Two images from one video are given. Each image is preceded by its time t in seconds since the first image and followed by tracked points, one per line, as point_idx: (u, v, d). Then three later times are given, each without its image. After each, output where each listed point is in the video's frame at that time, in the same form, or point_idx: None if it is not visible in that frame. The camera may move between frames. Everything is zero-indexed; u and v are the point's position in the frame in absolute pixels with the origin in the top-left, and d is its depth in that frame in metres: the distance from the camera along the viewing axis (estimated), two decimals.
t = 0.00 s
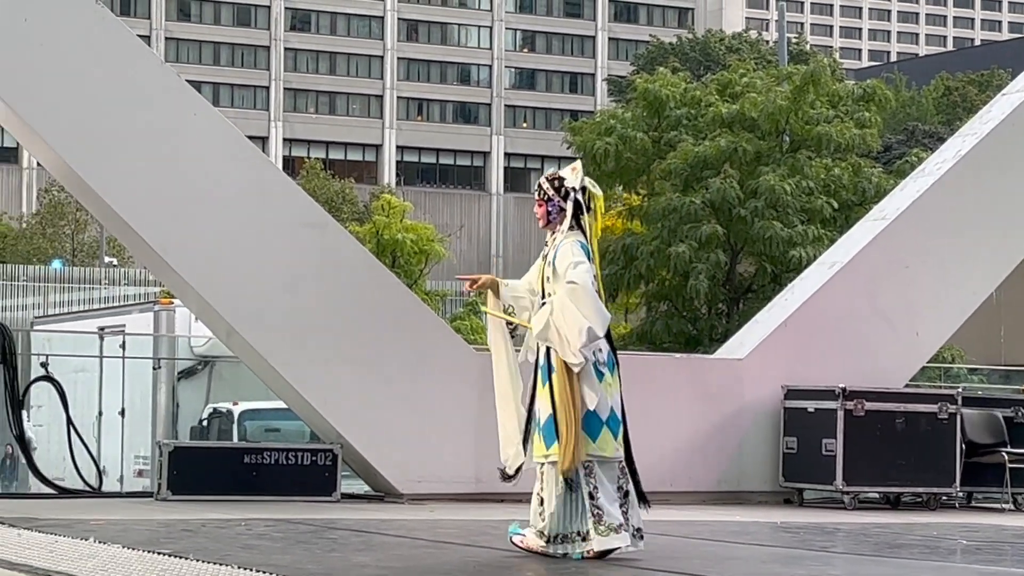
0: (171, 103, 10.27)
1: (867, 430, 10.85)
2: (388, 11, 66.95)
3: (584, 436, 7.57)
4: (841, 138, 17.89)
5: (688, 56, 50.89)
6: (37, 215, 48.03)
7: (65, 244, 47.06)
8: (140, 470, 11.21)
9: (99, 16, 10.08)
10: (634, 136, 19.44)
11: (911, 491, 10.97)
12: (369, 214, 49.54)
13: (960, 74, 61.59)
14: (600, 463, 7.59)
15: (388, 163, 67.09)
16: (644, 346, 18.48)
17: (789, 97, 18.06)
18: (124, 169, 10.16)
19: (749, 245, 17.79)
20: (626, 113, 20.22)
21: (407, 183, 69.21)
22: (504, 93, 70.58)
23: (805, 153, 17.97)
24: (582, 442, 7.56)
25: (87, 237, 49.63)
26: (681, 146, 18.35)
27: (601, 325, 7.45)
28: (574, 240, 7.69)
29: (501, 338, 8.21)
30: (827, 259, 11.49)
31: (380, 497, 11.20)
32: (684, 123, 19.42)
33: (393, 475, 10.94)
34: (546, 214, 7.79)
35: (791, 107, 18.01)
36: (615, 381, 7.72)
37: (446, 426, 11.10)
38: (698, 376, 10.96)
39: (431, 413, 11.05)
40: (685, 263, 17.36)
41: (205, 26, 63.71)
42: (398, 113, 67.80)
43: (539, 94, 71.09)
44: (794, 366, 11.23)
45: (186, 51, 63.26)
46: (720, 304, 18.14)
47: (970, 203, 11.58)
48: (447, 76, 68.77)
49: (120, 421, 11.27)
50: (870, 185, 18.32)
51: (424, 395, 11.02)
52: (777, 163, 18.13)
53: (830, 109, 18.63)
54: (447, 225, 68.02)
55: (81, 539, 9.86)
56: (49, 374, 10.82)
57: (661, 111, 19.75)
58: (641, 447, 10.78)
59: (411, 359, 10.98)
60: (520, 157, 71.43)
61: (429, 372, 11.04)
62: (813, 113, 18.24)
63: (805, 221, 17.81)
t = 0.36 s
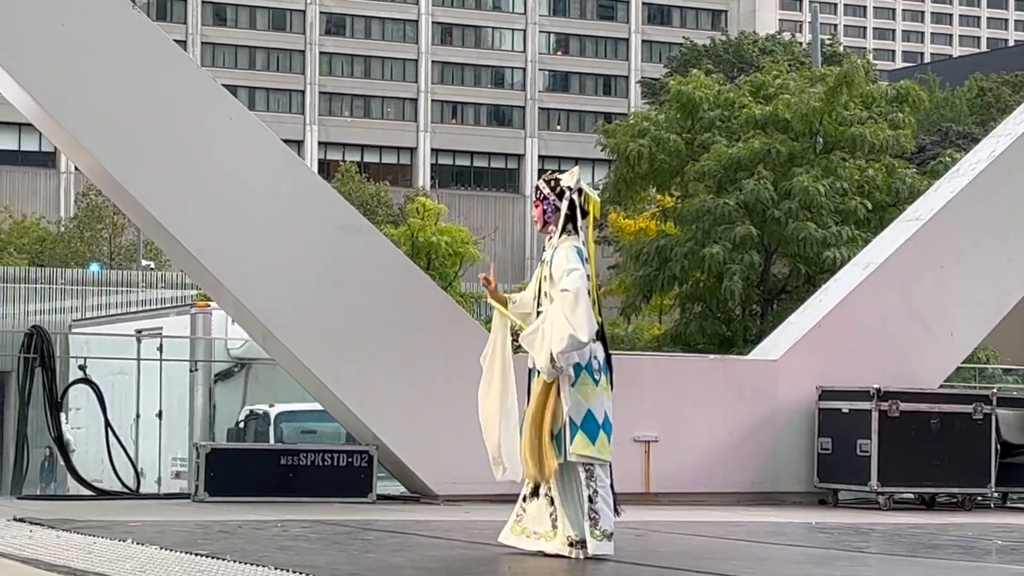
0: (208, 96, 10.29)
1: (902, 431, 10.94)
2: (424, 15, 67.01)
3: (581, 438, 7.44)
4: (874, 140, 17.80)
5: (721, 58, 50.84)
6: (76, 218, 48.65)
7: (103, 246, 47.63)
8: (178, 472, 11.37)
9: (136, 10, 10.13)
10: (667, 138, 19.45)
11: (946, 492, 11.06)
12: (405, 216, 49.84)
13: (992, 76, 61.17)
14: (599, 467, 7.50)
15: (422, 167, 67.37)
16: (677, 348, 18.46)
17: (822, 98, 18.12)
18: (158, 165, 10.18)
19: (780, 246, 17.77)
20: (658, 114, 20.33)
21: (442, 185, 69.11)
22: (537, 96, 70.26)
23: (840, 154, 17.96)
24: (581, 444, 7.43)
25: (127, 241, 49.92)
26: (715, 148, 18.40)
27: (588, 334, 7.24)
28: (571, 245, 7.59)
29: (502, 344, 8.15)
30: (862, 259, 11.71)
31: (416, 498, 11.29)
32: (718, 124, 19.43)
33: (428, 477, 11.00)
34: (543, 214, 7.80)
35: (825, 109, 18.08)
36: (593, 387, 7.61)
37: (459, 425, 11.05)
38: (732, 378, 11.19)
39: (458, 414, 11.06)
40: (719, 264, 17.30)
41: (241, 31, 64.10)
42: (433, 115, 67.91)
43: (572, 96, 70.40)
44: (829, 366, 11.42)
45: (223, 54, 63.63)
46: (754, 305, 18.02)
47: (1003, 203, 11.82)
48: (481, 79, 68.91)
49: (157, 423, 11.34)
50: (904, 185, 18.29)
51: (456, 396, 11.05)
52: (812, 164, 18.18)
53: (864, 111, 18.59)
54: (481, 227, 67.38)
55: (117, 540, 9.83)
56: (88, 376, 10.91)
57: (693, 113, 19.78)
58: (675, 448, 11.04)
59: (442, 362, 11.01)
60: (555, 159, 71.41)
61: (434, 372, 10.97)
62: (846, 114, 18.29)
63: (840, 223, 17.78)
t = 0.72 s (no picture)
0: (242, 97, 10.45)
1: (927, 428, 11.17)
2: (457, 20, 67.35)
3: (585, 442, 7.86)
4: (899, 142, 17.91)
5: (750, 62, 51.05)
6: (117, 222, 49.50)
7: (145, 250, 48.57)
8: (218, 470, 11.50)
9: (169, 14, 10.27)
10: (697, 140, 19.61)
11: (971, 487, 11.28)
12: (439, 219, 50.22)
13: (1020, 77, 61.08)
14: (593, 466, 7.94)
15: (456, 172, 68.04)
16: (708, 347, 18.67)
17: (848, 101, 18.26)
18: (193, 166, 10.35)
19: (810, 247, 17.95)
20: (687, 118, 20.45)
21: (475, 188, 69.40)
22: (569, 99, 70.47)
23: (866, 155, 18.12)
24: (585, 447, 7.87)
25: (166, 243, 50.65)
26: (744, 150, 18.58)
27: (586, 345, 7.70)
28: (572, 252, 7.94)
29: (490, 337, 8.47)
30: (888, 259, 11.96)
31: (451, 494, 11.52)
32: (746, 127, 19.56)
33: (462, 472, 11.25)
34: (541, 216, 8.12)
35: (852, 112, 18.22)
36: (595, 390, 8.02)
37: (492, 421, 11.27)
38: (761, 377, 11.41)
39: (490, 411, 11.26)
40: (749, 265, 17.51)
41: (281, 37, 64.74)
42: (467, 121, 68.57)
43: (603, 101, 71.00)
44: (857, 364, 11.66)
45: (261, 62, 64.46)
46: (782, 304, 18.24)
47: None
48: (513, 83, 69.03)
49: (198, 423, 11.58)
50: (930, 187, 18.37)
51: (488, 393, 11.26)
52: (839, 166, 18.34)
53: (890, 113, 18.72)
54: (514, 228, 67.08)
55: (161, 535, 10.00)
56: (130, 376, 11.20)
57: (722, 117, 19.98)
58: (705, 445, 11.29)
59: (473, 368, 11.19)
60: (588, 162, 71.04)
61: (446, 373, 11.12)
62: (872, 117, 18.38)
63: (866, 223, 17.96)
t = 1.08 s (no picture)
0: (250, 95, 10.40)
1: (953, 425, 11.18)
2: (479, 19, 67.36)
3: (586, 438, 7.82)
4: (924, 139, 17.93)
5: (774, 59, 50.97)
6: (141, 221, 49.59)
7: (169, 250, 48.60)
8: (244, 469, 11.51)
9: (178, 12, 10.23)
10: (721, 138, 19.66)
11: (997, 484, 11.29)
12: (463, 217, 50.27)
13: None
14: (596, 464, 7.89)
15: (479, 169, 67.91)
16: (733, 344, 18.57)
17: (872, 98, 18.16)
18: (204, 162, 10.31)
19: (835, 245, 17.93)
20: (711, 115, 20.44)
21: (499, 186, 69.28)
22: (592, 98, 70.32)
23: (890, 152, 18.10)
24: (586, 443, 7.82)
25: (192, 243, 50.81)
26: (768, 148, 18.54)
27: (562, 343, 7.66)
28: (571, 251, 7.86)
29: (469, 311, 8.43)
30: (912, 256, 12.01)
31: (476, 493, 11.56)
32: (770, 125, 19.61)
33: (487, 470, 11.30)
34: (539, 215, 8.02)
35: (875, 108, 18.12)
36: (597, 388, 7.96)
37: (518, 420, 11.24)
38: (785, 375, 11.42)
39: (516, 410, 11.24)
40: (772, 263, 17.50)
41: (304, 36, 64.94)
42: (490, 118, 68.43)
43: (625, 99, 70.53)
44: (879, 362, 11.70)
45: (285, 61, 64.73)
46: (807, 301, 18.22)
47: None
48: (536, 82, 69.08)
49: (225, 422, 11.59)
50: (954, 183, 18.33)
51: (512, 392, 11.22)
52: (863, 163, 18.30)
53: (914, 109, 18.72)
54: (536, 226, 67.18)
55: (187, 535, 10.00)
56: (156, 375, 11.31)
57: (746, 114, 19.97)
58: (732, 443, 11.29)
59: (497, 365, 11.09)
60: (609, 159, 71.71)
61: (452, 373, 11.04)
62: (896, 113, 18.39)
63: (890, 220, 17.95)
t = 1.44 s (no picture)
0: (257, 92, 10.37)
1: (970, 420, 11.14)
2: (494, 16, 67.35)
3: (604, 431, 7.81)
4: (940, 133, 18.00)
5: (789, 54, 50.92)
6: (158, 220, 49.71)
7: (185, 248, 48.73)
8: (261, 467, 11.61)
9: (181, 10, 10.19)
10: (736, 134, 19.58)
11: (1015, 480, 11.24)
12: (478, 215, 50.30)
13: None
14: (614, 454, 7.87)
15: (494, 165, 67.44)
16: (749, 341, 18.58)
17: (888, 93, 18.12)
18: (211, 160, 10.29)
19: (852, 241, 17.93)
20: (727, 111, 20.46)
21: (515, 184, 69.25)
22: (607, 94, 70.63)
23: (906, 147, 18.07)
24: (604, 436, 7.80)
25: (208, 242, 50.91)
26: (784, 144, 18.51)
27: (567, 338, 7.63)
28: (573, 244, 7.83)
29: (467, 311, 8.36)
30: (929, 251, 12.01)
31: (493, 490, 11.53)
32: (786, 120, 19.56)
33: (503, 468, 11.21)
34: (538, 209, 8.03)
35: (891, 104, 18.08)
36: (611, 378, 7.94)
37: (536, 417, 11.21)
38: (801, 372, 11.46)
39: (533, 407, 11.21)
40: (789, 259, 17.49)
41: (319, 35, 64.68)
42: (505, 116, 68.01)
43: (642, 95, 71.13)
44: (897, 357, 11.71)
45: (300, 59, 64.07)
46: (824, 298, 18.19)
47: None
48: (552, 79, 68.87)
49: (241, 421, 11.67)
50: (970, 179, 18.26)
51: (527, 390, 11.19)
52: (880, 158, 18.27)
53: (930, 104, 18.69)
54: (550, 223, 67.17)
55: (205, 534, 10.00)
56: (173, 375, 11.30)
57: (762, 110, 19.94)
58: (750, 440, 11.33)
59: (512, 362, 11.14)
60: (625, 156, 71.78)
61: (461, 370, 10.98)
62: (913, 108, 18.28)
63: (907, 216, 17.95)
